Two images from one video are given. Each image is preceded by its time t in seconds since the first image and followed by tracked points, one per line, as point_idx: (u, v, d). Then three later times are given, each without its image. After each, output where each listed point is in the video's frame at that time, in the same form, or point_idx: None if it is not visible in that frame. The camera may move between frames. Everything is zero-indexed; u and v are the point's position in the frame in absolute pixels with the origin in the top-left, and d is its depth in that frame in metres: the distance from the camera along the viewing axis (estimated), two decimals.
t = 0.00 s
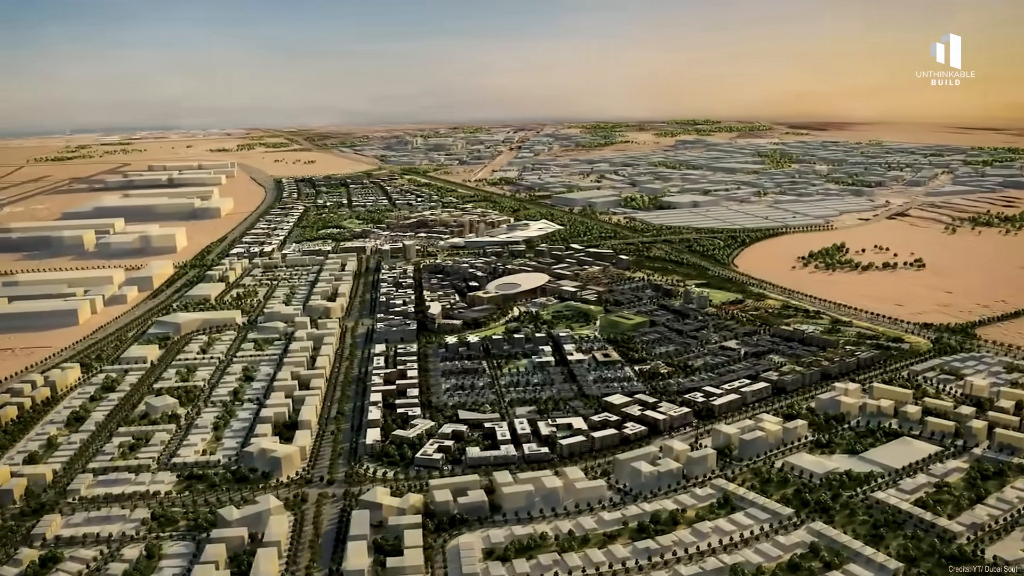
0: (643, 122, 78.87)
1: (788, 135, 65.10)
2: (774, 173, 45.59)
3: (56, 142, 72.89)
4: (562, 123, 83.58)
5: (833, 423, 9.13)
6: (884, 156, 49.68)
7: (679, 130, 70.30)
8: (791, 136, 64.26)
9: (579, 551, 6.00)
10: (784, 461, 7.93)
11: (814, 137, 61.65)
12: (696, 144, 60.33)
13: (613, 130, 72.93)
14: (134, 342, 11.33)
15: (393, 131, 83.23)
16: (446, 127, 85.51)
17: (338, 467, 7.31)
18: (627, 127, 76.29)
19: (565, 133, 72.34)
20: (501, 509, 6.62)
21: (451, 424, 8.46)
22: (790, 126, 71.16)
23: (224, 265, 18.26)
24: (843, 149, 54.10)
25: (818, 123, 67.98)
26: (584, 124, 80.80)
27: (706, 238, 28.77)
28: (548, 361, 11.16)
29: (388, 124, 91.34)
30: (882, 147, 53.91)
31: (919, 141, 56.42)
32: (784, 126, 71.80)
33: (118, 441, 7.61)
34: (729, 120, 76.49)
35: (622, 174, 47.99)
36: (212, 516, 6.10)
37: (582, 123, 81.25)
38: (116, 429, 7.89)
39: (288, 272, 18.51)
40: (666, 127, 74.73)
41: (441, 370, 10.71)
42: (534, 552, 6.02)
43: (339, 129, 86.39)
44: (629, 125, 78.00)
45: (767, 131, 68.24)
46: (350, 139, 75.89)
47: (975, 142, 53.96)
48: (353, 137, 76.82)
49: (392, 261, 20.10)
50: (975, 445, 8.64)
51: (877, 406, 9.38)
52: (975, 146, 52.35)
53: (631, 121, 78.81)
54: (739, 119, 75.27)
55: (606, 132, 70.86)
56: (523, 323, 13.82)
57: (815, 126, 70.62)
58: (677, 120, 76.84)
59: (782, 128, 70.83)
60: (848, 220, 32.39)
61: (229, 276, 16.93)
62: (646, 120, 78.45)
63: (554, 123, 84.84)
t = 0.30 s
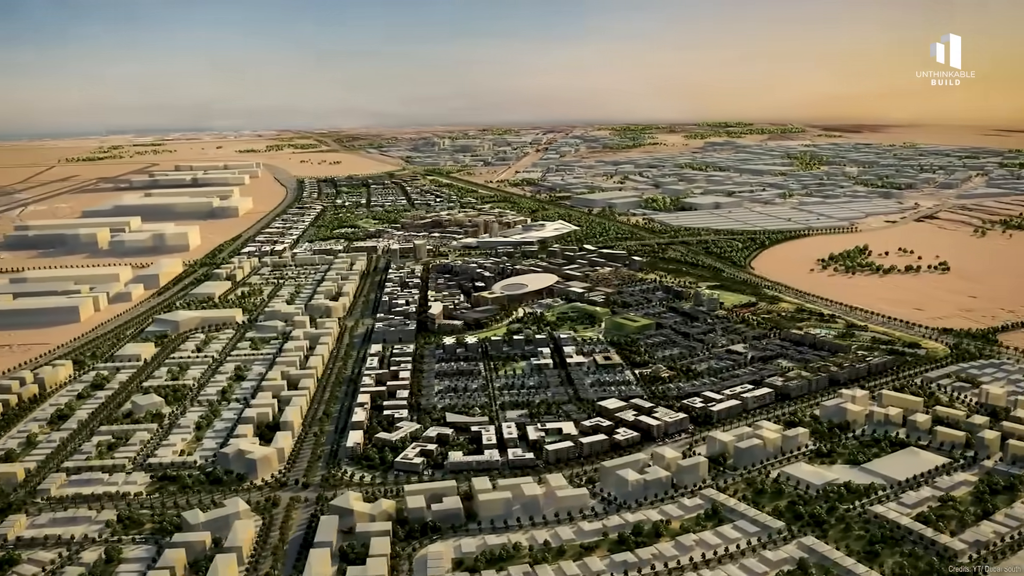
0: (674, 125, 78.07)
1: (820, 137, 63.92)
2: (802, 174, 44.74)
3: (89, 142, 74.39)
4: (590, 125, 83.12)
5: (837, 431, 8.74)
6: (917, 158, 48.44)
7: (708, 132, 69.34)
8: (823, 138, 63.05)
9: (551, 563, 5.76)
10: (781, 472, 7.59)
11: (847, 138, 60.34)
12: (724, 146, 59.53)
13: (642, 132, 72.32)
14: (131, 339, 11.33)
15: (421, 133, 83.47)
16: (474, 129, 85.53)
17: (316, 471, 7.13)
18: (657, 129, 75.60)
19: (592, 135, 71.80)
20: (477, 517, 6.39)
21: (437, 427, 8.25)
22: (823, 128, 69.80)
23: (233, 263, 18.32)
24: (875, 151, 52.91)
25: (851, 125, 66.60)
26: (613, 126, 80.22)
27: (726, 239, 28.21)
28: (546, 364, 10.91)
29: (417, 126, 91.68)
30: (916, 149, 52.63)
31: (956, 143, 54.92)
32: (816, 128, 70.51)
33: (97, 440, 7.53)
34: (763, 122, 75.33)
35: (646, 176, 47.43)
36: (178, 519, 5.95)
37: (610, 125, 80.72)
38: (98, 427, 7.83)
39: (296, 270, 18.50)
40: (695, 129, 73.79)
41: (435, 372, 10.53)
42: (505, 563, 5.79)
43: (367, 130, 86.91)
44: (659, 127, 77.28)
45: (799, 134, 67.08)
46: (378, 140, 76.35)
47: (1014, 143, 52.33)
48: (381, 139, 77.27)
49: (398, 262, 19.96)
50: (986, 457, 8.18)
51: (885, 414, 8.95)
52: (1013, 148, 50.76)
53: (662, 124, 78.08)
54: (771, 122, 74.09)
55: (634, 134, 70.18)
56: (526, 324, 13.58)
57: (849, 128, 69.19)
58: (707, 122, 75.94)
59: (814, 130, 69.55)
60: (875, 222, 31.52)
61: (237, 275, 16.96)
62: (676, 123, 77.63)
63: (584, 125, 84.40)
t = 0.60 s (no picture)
0: (706, 127, 77.11)
1: (855, 139, 62.52)
2: (831, 176, 43.78)
3: (123, 142, 75.87)
4: (620, 127, 82.45)
5: (839, 440, 8.36)
6: (954, 161, 47.05)
7: (741, 134, 68.17)
8: (858, 140, 61.67)
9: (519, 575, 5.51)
10: (775, 483, 7.25)
11: (882, 140, 58.87)
12: (755, 148, 58.59)
13: (672, 134, 71.53)
14: (128, 337, 11.34)
15: (450, 134, 83.61)
16: (504, 131, 85.42)
17: (291, 474, 6.97)
18: (689, 131, 74.72)
19: (622, 137, 71.10)
20: (448, 525, 6.16)
21: (420, 430, 8.05)
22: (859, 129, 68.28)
23: (242, 262, 18.38)
24: (909, 153, 51.58)
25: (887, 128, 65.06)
26: (644, 128, 79.46)
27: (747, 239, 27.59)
28: (543, 366, 10.66)
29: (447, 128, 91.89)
30: (953, 152, 51.17)
31: (995, 145, 53.23)
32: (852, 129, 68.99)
33: (75, 438, 7.46)
34: (797, 125, 73.99)
35: (672, 177, 46.79)
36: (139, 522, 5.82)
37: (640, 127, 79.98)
38: (78, 425, 7.77)
39: (305, 269, 18.48)
40: (726, 132, 72.67)
41: (428, 374, 10.36)
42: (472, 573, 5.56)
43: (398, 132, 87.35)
44: (691, 129, 76.35)
45: (834, 136, 65.72)
46: (407, 141, 76.64)
47: None
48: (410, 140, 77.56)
49: (406, 261, 19.82)
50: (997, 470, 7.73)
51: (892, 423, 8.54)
52: None
53: (694, 126, 77.12)
54: (806, 124, 72.75)
55: (665, 136, 69.36)
56: (528, 326, 13.35)
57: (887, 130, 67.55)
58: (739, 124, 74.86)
59: (849, 131, 68.05)
60: (904, 223, 30.59)
61: (245, 273, 16.99)
62: (707, 124, 76.66)
63: (615, 127, 83.76)
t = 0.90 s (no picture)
0: (739, 130, 75.91)
1: (892, 141, 60.94)
2: (863, 179, 42.69)
3: (157, 144, 77.34)
4: (652, 130, 81.59)
5: (839, 450, 7.98)
6: (994, 164, 45.53)
7: (776, 137, 66.85)
8: (895, 142, 60.09)
9: None
10: (766, 494, 6.92)
11: (920, 142, 57.25)
12: (788, 151, 57.47)
13: (705, 137, 70.54)
14: (127, 334, 11.39)
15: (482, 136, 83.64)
16: (535, 133, 85.13)
17: (262, 477, 6.80)
18: (723, 134, 73.65)
19: (654, 139, 70.27)
20: (415, 532, 5.94)
21: (402, 433, 7.86)
22: (899, 132, 66.54)
23: (252, 261, 18.44)
24: (947, 156, 50.07)
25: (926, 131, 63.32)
26: (677, 131, 78.53)
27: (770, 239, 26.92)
28: (539, 369, 10.42)
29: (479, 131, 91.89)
30: (995, 155, 49.55)
31: None
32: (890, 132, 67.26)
33: (54, 435, 7.42)
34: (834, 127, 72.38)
35: (698, 180, 46.10)
36: (99, 524, 5.70)
37: (672, 130, 79.08)
38: (59, 422, 7.73)
39: (314, 268, 18.48)
40: (760, 134, 71.49)
41: (421, 375, 10.17)
42: None
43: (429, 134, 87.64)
44: (725, 132, 75.24)
45: (870, 138, 64.17)
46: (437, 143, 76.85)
47: None
48: (439, 142, 77.74)
49: (416, 261, 19.70)
50: (1006, 484, 7.28)
51: (896, 433, 8.12)
52: None
53: (727, 129, 76.02)
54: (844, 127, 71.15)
55: (696, 139, 68.46)
56: (530, 327, 13.12)
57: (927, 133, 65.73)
58: (773, 127, 73.55)
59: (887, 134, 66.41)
60: (936, 226, 29.61)
61: (253, 272, 17.03)
62: (740, 127, 75.49)
63: (647, 129, 82.94)
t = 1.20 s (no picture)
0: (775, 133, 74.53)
1: (933, 143, 59.18)
2: (897, 181, 41.48)
3: (192, 144, 78.85)
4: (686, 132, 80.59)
5: (837, 461, 7.59)
6: None
7: (812, 140, 65.43)
8: (936, 144, 58.36)
9: None
10: (753, 507, 6.58)
11: (961, 143, 55.43)
12: (823, 153, 56.18)
13: (740, 139, 69.39)
14: (126, 331, 11.41)
15: (514, 139, 83.45)
16: (568, 135, 84.68)
17: (232, 478, 6.65)
18: (759, 136, 72.39)
19: (687, 142, 69.28)
20: (377, 540, 5.72)
21: (381, 436, 7.66)
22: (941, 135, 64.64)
23: (263, 260, 18.49)
24: (989, 158, 48.41)
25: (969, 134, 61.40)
26: (711, 133, 77.47)
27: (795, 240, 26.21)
28: (534, 371, 10.15)
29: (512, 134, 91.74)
30: None
31: None
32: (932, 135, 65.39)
33: (31, 432, 7.38)
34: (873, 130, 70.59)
35: (727, 182, 45.30)
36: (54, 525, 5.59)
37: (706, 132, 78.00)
38: (40, 419, 7.70)
39: (324, 267, 18.45)
40: (795, 137, 70.09)
41: (412, 377, 9.97)
42: None
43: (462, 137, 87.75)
44: (761, 135, 73.96)
45: (910, 140, 62.41)
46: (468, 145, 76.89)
47: None
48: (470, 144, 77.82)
49: (427, 260, 19.56)
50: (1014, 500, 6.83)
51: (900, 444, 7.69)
52: None
53: (762, 131, 74.73)
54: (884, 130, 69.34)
55: (729, 141, 67.40)
56: (532, 328, 12.86)
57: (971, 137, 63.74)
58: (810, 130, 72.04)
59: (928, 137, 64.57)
60: (970, 229, 28.57)
61: (261, 270, 17.05)
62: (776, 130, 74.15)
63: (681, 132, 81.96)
